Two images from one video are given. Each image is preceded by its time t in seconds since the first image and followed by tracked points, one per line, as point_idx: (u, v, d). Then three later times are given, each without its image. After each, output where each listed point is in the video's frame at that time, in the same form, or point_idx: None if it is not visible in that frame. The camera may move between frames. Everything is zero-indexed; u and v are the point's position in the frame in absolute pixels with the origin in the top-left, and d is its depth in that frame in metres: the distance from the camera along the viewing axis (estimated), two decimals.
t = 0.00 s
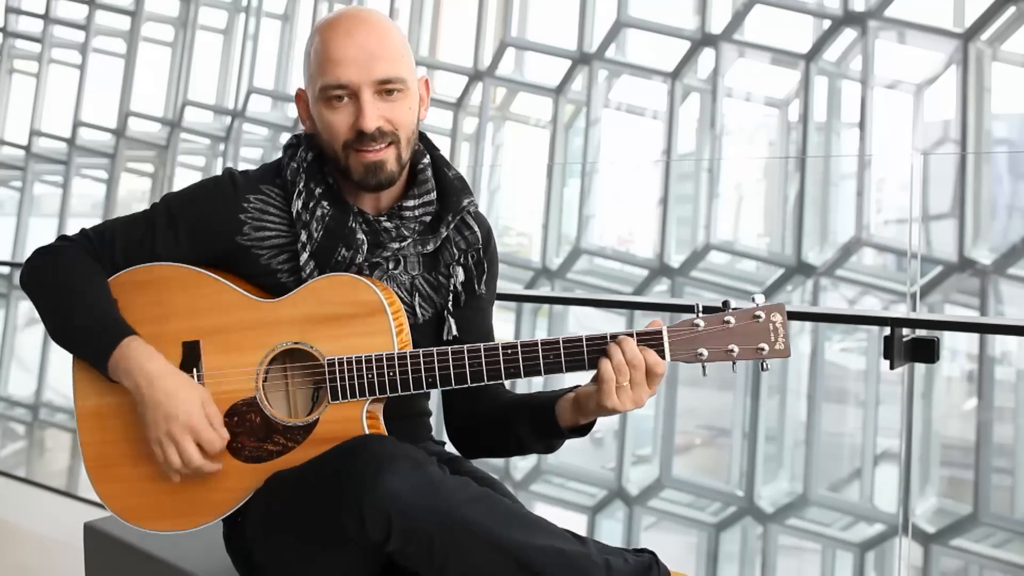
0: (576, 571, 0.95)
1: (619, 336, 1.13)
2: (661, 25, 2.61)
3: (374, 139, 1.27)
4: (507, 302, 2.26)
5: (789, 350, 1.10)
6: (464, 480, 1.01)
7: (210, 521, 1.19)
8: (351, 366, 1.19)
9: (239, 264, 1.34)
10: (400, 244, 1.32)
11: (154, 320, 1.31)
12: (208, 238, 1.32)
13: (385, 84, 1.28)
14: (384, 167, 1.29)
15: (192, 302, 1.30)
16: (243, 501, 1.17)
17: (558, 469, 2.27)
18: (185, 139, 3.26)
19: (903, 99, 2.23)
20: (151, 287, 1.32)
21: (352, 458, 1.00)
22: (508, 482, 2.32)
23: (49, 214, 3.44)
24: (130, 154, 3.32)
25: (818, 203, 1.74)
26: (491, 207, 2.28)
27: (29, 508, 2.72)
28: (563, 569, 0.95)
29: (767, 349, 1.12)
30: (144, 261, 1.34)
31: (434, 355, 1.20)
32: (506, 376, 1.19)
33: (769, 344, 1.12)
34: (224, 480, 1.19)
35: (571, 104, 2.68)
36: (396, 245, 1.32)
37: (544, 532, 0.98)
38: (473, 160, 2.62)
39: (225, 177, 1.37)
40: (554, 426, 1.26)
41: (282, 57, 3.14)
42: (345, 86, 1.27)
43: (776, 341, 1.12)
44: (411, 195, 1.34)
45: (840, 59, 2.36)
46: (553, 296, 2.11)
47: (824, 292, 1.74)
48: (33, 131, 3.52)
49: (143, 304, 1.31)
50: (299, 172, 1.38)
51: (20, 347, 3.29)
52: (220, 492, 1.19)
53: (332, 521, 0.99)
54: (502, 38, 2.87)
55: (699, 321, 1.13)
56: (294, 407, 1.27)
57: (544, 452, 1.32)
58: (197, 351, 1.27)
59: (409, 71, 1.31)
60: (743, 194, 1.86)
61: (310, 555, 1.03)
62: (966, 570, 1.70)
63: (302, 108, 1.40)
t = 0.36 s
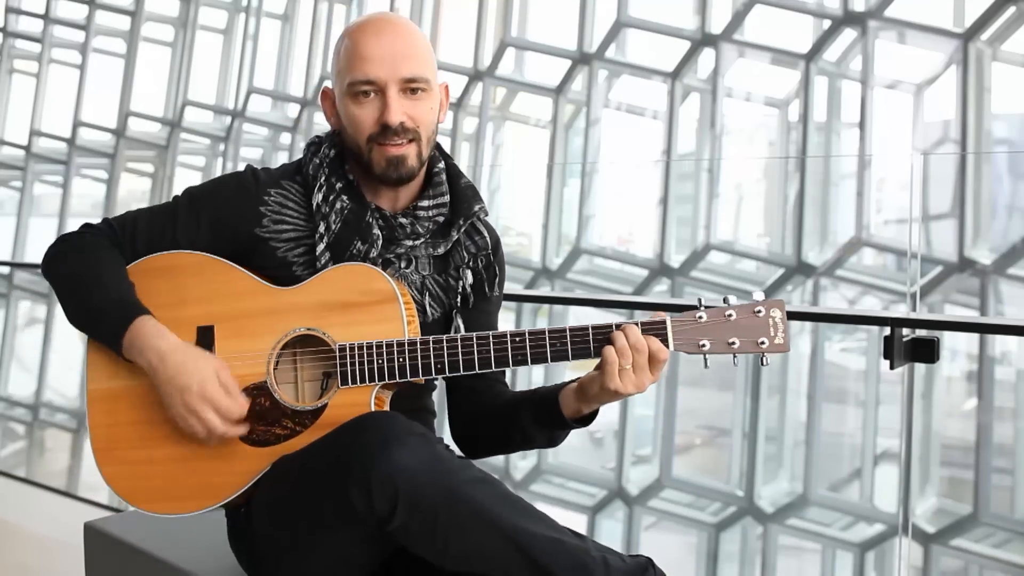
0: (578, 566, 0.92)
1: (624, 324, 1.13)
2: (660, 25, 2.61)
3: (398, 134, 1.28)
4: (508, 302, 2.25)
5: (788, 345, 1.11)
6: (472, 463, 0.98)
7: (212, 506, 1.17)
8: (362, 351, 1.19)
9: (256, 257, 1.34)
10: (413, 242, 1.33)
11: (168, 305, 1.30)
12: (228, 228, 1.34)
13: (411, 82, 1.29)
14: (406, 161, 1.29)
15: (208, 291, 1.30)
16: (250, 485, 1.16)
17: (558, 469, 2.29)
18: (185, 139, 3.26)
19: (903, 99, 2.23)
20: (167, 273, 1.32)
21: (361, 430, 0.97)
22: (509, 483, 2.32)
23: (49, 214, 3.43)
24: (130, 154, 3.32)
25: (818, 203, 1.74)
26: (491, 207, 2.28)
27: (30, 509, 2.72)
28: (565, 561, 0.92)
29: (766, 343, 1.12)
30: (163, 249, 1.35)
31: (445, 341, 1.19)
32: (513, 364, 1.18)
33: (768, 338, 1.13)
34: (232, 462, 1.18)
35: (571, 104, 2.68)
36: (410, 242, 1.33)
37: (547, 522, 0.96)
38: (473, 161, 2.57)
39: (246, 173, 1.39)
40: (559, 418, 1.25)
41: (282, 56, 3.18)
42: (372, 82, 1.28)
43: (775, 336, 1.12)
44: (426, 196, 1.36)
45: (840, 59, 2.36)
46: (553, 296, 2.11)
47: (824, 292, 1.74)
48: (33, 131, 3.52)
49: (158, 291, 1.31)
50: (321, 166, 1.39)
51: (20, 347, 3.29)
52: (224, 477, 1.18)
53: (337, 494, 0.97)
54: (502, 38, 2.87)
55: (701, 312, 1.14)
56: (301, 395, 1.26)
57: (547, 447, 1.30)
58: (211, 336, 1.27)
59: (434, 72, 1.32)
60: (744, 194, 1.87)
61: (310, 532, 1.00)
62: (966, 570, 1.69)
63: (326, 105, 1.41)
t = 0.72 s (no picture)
0: (552, 534, 0.92)
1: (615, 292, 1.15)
2: (661, 25, 2.61)
3: (391, 132, 1.29)
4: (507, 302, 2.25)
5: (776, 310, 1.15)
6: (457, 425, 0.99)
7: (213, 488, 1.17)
8: (360, 329, 1.21)
9: (252, 247, 1.35)
10: (408, 234, 1.34)
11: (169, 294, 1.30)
12: (227, 219, 1.35)
13: (404, 81, 1.30)
14: (399, 158, 1.30)
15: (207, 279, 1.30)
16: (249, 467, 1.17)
17: (558, 469, 2.28)
18: (185, 139, 3.26)
19: (903, 99, 2.23)
20: (165, 263, 1.32)
21: (346, 382, 0.99)
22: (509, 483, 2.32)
23: (48, 214, 3.43)
24: (130, 154, 3.32)
25: (818, 202, 1.75)
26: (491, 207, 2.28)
27: (31, 508, 2.72)
28: (539, 527, 0.92)
29: (754, 309, 1.16)
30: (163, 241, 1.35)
31: (440, 318, 1.21)
32: (507, 337, 1.20)
33: (755, 304, 1.16)
34: (233, 443, 1.19)
35: (571, 104, 2.68)
36: (404, 236, 1.33)
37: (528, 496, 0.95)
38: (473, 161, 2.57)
39: (245, 168, 1.41)
40: (555, 395, 1.24)
41: (282, 56, 3.18)
42: (366, 80, 1.30)
43: (763, 302, 1.16)
44: (421, 193, 1.37)
45: (840, 58, 2.36)
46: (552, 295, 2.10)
47: (824, 292, 1.73)
48: (33, 131, 3.52)
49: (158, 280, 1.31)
50: (317, 161, 1.40)
51: (20, 347, 3.29)
52: (226, 458, 1.18)
53: (322, 442, 0.98)
54: (502, 38, 2.87)
55: (690, 281, 1.16)
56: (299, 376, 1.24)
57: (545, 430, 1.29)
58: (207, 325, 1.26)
59: (428, 72, 1.34)
60: (744, 194, 1.87)
61: (294, 479, 1.02)
62: (966, 570, 1.69)
63: (321, 106, 1.42)
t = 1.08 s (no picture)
0: (562, 530, 0.95)
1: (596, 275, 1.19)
2: (661, 25, 2.61)
3: (361, 124, 1.32)
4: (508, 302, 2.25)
5: (755, 280, 1.18)
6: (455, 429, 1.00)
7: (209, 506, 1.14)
8: (347, 332, 1.22)
9: (234, 257, 1.35)
10: (387, 228, 1.36)
11: (148, 313, 1.28)
12: (207, 229, 1.35)
13: (373, 74, 1.34)
14: (371, 149, 1.33)
15: (187, 291, 1.29)
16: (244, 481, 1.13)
17: (558, 469, 2.27)
18: (185, 139, 3.26)
19: (903, 99, 2.23)
20: (146, 279, 1.30)
21: (345, 397, 0.98)
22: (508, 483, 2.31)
23: (49, 214, 3.44)
24: (130, 154, 3.32)
25: (818, 202, 1.75)
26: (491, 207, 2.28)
27: (31, 508, 2.73)
28: (550, 526, 0.95)
29: (735, 281, 1.19)
30: (142, 257, 1.34)
31: (425, 313, 1.24)
32: (496, 327, 1.23)
33: (736, 276, 1.20)
34: (224, 460, 1.16)
35: (571, 104, 2.67)
36: (383, 229, 1.36)
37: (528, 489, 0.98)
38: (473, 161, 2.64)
39: (219, 178, 1.40)
40: (545, 378, 1.26)
41: (282, 56, 3.15)
42: (336, 74, 1.33)
43: (743, 273, 1.19)
44: (395, 183, 1.40)
45: (840, 59, 2.36)
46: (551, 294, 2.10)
47: (824, 292, 1.74)
48: (33, 131, 3.52)
49: (136, 299, 1.29)
50: (292, 164, 1.42)
51: (20, 347, 3.29)
52: (219, 474, 1.15)
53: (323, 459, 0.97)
54: (502, 38, 2.86)
55: (670, 259, 1.20)
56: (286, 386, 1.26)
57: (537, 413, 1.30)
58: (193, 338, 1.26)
59: (397, 65, 1.37)
60: (744, 194, 1.87)
61: (293, 497, 0.99)
62: (966, 570, 1.68)
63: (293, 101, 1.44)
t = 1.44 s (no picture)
0: (554, 561, 0.96)
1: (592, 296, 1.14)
2: (661, 25, 2.61)
3: (339, 122, 1.29)
4: (507, 302, 2.25)
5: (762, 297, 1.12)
6: (440, 468, 1.01)
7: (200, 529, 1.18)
8: (334, 355, 1.20)
9: (217, 269, 1.33)
10: (376, 229, 1.34)
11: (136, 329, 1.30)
12: (185, 242, 1.32)
13: (346, 67, 1.30)
14: (351, 148, 1.30)
15: (173, 308, 1.30)
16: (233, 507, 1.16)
17: (557, 469, 2.27)
18: (185, 139, 3.26)
19: (903, 99, 2.23)
20: (131, 297, 1.32)
21: (324, 447, 0.99)
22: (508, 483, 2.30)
23: (49, 215, 3.45)
24: (130, 154, 3.32)
25: (818, 202, 1.75)
26: (491, 207, 2.29)
27: (31, 507, 2.74)
28: (542, 558, 0.96)
29: (741, 298, 1.13)
30: (125, 272, 1.34)
31: (414, 335, 1.21)
32: (489, 350, 1.21)
33: (743, 292, 1.14)
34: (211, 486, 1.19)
35: (571, 104, 2.68)
36: (372, 232, 1.34)
37: (523, 523, 0.99)
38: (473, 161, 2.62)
39: (198, 183, 1.38)
40: (544, 399, 1.26)
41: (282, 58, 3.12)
42: (308, 71, 1.29)
43: (750, 290, 1.13)
44: (381, 179, 1.38)
45: (840, 58, 2.36)
46: (551, 295, 2.08)
47: (825, 292, 1.74)
48: (33, 131, 3.53)
49: (125, 315, 1.31)
50: (271, 168, 1.39)
51: (20, 347, 3.30)
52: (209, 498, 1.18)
53: (308, 511, 0.98)
54: (502, 38, 2.86)
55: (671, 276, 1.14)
56: (279, 404, 1.26)
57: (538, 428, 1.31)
58: (180, 356, 1.28)
59: (372, 55, 1.33)
60: (743, 194, 1.87)
61: (286, 548, 1.01)
62: (966, 570, 1.67)
63: (267, 101, 1.40)
